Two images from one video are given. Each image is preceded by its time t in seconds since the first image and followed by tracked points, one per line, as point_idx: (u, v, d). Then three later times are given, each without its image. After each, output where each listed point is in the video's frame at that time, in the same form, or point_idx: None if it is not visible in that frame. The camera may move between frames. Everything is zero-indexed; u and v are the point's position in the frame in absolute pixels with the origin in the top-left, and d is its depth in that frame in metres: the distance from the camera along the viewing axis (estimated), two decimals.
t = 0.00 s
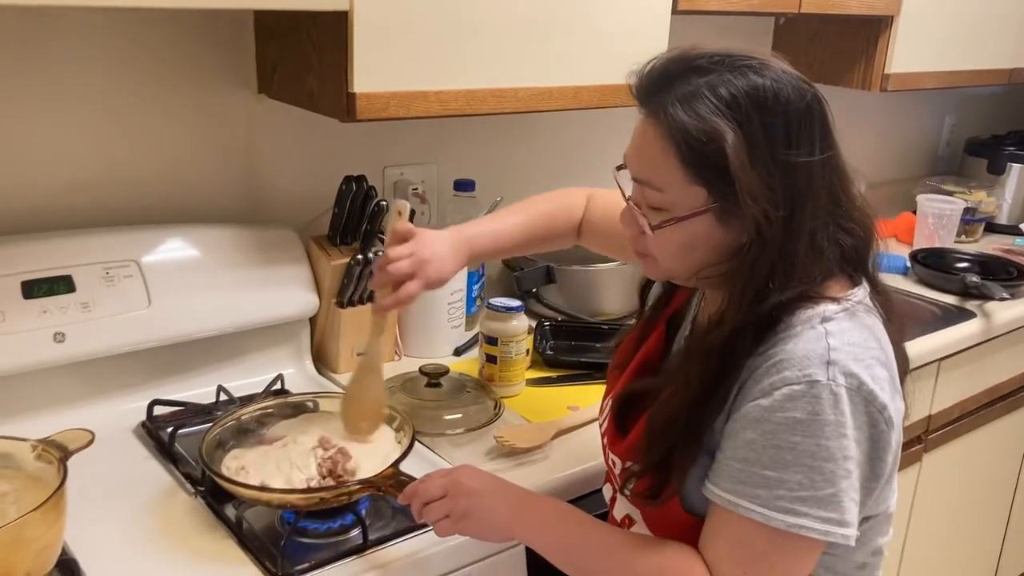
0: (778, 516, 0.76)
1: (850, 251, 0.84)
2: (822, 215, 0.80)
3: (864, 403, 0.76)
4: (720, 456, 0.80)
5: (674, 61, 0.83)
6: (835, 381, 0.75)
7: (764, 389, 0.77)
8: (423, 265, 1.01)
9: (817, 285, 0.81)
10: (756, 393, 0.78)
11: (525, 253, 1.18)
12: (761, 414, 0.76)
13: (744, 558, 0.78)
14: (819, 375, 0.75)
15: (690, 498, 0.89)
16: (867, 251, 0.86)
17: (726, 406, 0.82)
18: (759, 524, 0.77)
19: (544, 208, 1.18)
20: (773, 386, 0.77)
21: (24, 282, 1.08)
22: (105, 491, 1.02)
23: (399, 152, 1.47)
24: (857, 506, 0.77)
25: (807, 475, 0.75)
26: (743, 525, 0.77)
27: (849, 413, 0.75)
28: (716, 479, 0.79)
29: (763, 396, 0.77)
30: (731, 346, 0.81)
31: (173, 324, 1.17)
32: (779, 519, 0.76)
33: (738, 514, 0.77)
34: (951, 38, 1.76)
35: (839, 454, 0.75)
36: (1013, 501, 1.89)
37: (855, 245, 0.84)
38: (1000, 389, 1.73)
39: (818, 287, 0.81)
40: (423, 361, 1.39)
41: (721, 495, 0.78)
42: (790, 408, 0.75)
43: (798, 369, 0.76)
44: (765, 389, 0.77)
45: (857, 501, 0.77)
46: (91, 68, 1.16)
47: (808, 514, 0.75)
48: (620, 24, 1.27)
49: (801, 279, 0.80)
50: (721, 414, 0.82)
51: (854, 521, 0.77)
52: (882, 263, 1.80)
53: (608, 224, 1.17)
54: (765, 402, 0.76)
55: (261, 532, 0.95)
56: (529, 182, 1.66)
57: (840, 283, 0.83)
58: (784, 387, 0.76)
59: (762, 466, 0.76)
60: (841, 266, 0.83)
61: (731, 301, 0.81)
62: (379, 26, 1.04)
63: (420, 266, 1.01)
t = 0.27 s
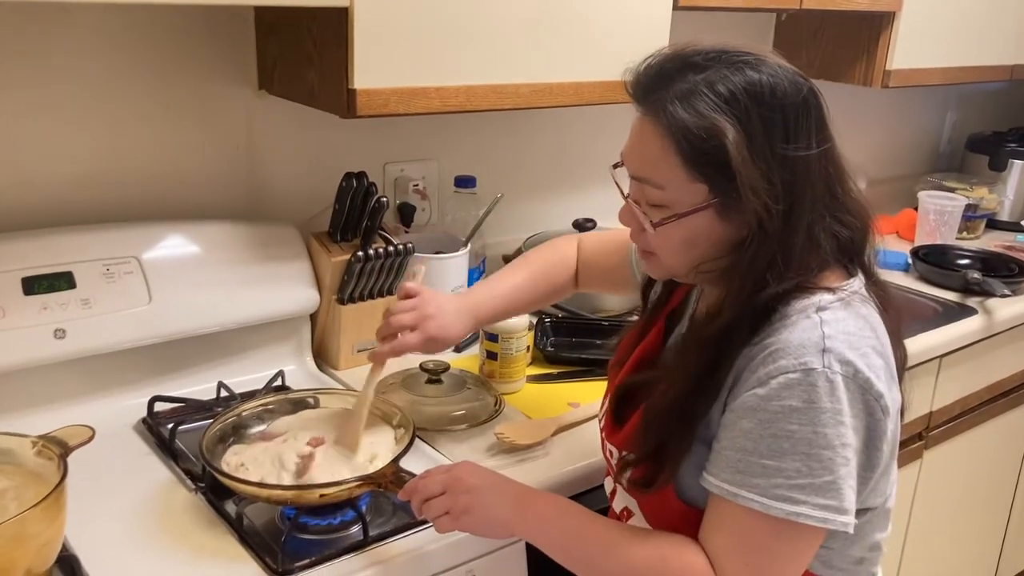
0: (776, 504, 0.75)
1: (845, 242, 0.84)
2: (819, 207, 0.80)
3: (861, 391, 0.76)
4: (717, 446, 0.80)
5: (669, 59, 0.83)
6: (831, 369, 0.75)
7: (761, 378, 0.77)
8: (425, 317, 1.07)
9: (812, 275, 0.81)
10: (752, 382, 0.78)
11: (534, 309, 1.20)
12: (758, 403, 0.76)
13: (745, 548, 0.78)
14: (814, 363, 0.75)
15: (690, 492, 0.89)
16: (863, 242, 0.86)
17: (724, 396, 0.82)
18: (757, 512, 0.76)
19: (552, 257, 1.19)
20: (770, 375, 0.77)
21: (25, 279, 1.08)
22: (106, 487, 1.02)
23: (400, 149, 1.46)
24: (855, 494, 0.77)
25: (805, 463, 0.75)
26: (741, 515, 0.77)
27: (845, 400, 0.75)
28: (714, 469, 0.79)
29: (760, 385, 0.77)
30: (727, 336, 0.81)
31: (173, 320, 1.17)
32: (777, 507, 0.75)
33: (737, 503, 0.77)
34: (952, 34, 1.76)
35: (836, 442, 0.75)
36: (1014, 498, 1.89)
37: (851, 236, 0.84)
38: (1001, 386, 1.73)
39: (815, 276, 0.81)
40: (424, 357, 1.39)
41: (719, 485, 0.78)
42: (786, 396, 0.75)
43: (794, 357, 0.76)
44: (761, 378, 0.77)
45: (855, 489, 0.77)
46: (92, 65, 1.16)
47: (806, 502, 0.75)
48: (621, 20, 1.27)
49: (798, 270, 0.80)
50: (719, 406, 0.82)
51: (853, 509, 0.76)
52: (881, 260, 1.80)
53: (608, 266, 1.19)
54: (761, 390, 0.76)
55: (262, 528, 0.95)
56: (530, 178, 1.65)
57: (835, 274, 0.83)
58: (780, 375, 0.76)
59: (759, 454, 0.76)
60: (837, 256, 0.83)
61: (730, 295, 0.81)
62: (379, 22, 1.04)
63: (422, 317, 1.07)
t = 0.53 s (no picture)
0: (772, 506, 0.75)
1: (843, 241, 0.84)
2: (817, 205, 0.80)
3: (859, 394, 0.76)
4: (715, 446, 0.79)
5: (666, 55, 0.82)
6: (829, 371, 0.75)
7: (758, 379, 0.77)
8: (466, 313, 1.07)
9: (811, 275, 0.81)
10: (750, 383, 0.78)
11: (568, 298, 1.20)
12: (755, 404, 0.76)
13: (743, 550, 0.78)
14: (812, 365, 0.75)
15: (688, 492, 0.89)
16: (863, 241, 0.86)
17: (722, 396, 0.82)
18: (754, 514, 0.76)
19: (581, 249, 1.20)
20: (767, 376, 0.76)
21: (25, 276, 1.08)
22: (106, 485, 1.02)
23: (400, 146, 1.46)
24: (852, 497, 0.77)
25: (801, 465, 0.75)
26: (738, 516, 0.77)
27: (843, 403, 0.75)
28: (711, 470, 0.79)
29: (757, 387, 0.77)
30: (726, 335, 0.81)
31: (173, 318, 1.17)
32: (773, 509, 0.75)
33: (734, 504, 0.77)
34: (954, 31, 1.76)
35: (833, 444, 0.75)
36: (1014, 496, 1.89)
37: (849, 234, 0.84)
38: (1002, 383, 1.73)
39: (813, 276, 0.80)
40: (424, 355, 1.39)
41: (716, 486, 0.78)
42: (784, 398, 0.75)
43: (792, 359, 0.76)
44: (759, 379, 0.77)
45: (852, 492, 0.77)
46: (92, 62, 1.16)
47: (803, 504, 0.75)
48: (621, 17, 1.27)
49: (796, 270, 0.80)
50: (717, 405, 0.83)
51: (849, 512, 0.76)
52: (882, 257, 1.80)
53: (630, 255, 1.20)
54: (759, 392, 0.76)
55: (262, 526, 0.95)
56: (530, 175, 1.65)
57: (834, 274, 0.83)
58: (778, 376, 0.76)
59: (757, 456, 0.76)
60: (835, 255, 0.83)
61: (727, 292, 0.81)
62: (379, 19, 1.04)
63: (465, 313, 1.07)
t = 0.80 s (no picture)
0: (777, 507, 0.75)
1: (851, 239, 0.83)
2: (823, 201, 0.80)
3: (865, 395, 0.76)
4: (720, 446, 0.80)
5: (676, 47, 0.83)
6: (836, 371, 0.75)
7: (765, 379, 0.77)
8: (446, 306, 1.10)
9: (817, 274, 0.81)
10: (756, 383, 0.78)
11: (558, 308, 1.19)
12: (761, 405, 0.76)
13: (744, 550, 0.78)
14: (819, 366, 0.75)
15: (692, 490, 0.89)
16: (870, 241, 0.86)
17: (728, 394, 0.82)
18: (759, 515, 0.76)
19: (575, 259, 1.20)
20: (774, 376, 0.76)
21: (28, 273, 1.08)
22: (109, 481, 1.02)
23: (402, 144, 1.46)
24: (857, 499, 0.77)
25: (807, 466, 0.75)
26: (740, 516, 0.77)
27: (849, 404, 0.75)
28: (717, 469, 0.79)
29: (763, 387, 0.77)
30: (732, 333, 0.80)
31: (175, 315, 1.17)
32: (778, 510, 0.76)
33: (738, 504, 0.77)
34: (956, 29, 1.75)
35: (839, 445, 0.75)
36: (1016, 494, 1.89)
37: (857, 233, 0.84)
38: (1004, 381, 1.73)
39: (820, 276, 0.81)
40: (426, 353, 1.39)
41: (722, 486, 0.78)
42: (790, 398, 0.75)
43: (798, 359, 0.76)
44: (765, 379, 0.77)
45: (856, 493, 0.77)
46: (94, 60, 1.16)
47: (807, 505, 0.75)
48: (623, 14, 1.26)
49: (802, 266, 0.80)
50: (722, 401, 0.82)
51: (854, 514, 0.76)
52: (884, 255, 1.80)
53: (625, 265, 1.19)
54: (765, 392, 0.76)
55: (265, 523, 0.95)
56: (532, 173, 1.65)
57: (841, 274, 0.83)
58: (784, 376, 0.76)
59: (762, 456, 0.76)
60: (843, 255, 0.83)
61: (733, 287, 0.81)
62: (381, 16, 1.03)
63: (444, 308, 1.10)
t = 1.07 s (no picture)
0: (778, 505, 0.76)
1: (855, 234, 0.83)
2: (828, 193, 0.80)
3: (868, 394, 0.76)
4: (722, 443, 0.80)
5: (685, 39, 0.83)
6: (839, 370, 0.75)
7: (768, 376, 0.77)
8: (417, 339, 1.07)
9: (820, 269, 0.81)
10: (759, 380, 0.78)
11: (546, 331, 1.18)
12: (764, 402, 0.76)
13: (744, 548, 0.78)
14: (822, 364, 0.75)
15: (694, 486, 0.89)
16: (874, 237, 0.86)
17: (731, 390, 0.82)
18: (760, 512, 0.76)
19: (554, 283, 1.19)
20: (777, 374, 0.76)
21: (30, 271, 1.08)
22: (111, 479, 1.02)
23: (404, 142, 1.46)
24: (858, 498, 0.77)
25: (808, 464, 0.75)
26: (740, 513, 0.78)
27: (852, 403, 0.75)
28: (719, 466, 0.79)
29: (766, 384, 0.77)
30: (735, 327, 0.81)
31: (178, 313, 1.17)
32: (779, 508, 0.76)
33: (739, 501, 0.77)
34: (959, 27, 1.75)
35: (841, 444, 0.75)
36: (1018, 493, 1.89)
37: (862, 228, 0.84)
38: (1006, 380, 1.73)
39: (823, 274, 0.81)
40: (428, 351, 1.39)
41: (724, 482, 0.78)
42: (793, 396, 0.75)
43: (802, 357, 0.76)
44: (768, 376, 0.77)
45: (857, 492, 0.77)
46: (96, 58, 1.16)
47: (808, 504, 0.75)
48: (625, 12, 1.26)
49: (804, 260, 0.80)
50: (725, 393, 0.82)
51: (855, 513, 0.76)
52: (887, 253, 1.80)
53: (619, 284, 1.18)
54: (768, 389, 0.76)
55: (267, 520, 0.96)
56: (534, 171, 1.65)
57: (846, 272, 0.83)
58: (787, 374, 0.76)
59: (764, 453, 0.76)
60: (847, 252, 0.83)
61: (736, 279, 0.81)
62: (383, 14, 1.04)
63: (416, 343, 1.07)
